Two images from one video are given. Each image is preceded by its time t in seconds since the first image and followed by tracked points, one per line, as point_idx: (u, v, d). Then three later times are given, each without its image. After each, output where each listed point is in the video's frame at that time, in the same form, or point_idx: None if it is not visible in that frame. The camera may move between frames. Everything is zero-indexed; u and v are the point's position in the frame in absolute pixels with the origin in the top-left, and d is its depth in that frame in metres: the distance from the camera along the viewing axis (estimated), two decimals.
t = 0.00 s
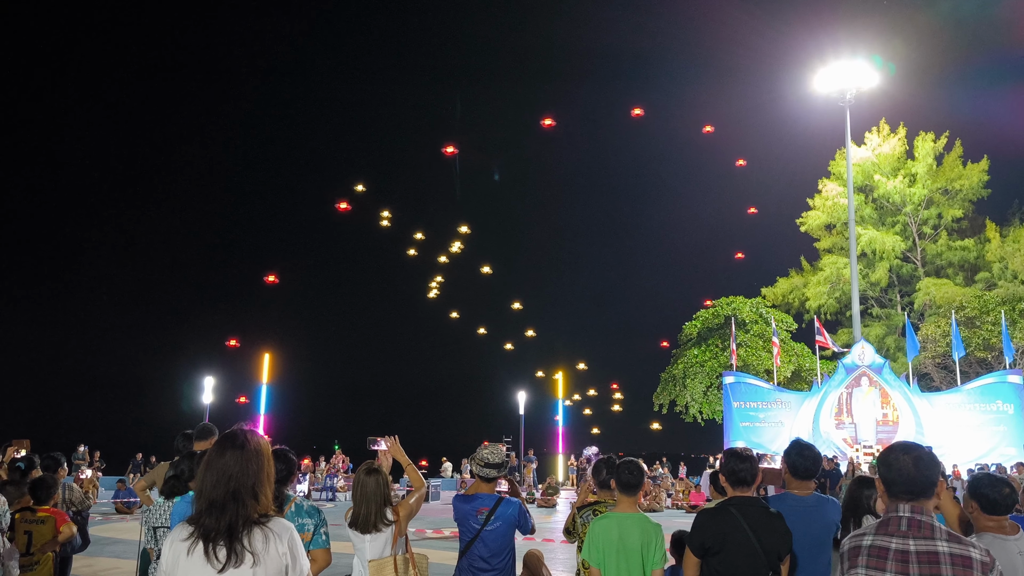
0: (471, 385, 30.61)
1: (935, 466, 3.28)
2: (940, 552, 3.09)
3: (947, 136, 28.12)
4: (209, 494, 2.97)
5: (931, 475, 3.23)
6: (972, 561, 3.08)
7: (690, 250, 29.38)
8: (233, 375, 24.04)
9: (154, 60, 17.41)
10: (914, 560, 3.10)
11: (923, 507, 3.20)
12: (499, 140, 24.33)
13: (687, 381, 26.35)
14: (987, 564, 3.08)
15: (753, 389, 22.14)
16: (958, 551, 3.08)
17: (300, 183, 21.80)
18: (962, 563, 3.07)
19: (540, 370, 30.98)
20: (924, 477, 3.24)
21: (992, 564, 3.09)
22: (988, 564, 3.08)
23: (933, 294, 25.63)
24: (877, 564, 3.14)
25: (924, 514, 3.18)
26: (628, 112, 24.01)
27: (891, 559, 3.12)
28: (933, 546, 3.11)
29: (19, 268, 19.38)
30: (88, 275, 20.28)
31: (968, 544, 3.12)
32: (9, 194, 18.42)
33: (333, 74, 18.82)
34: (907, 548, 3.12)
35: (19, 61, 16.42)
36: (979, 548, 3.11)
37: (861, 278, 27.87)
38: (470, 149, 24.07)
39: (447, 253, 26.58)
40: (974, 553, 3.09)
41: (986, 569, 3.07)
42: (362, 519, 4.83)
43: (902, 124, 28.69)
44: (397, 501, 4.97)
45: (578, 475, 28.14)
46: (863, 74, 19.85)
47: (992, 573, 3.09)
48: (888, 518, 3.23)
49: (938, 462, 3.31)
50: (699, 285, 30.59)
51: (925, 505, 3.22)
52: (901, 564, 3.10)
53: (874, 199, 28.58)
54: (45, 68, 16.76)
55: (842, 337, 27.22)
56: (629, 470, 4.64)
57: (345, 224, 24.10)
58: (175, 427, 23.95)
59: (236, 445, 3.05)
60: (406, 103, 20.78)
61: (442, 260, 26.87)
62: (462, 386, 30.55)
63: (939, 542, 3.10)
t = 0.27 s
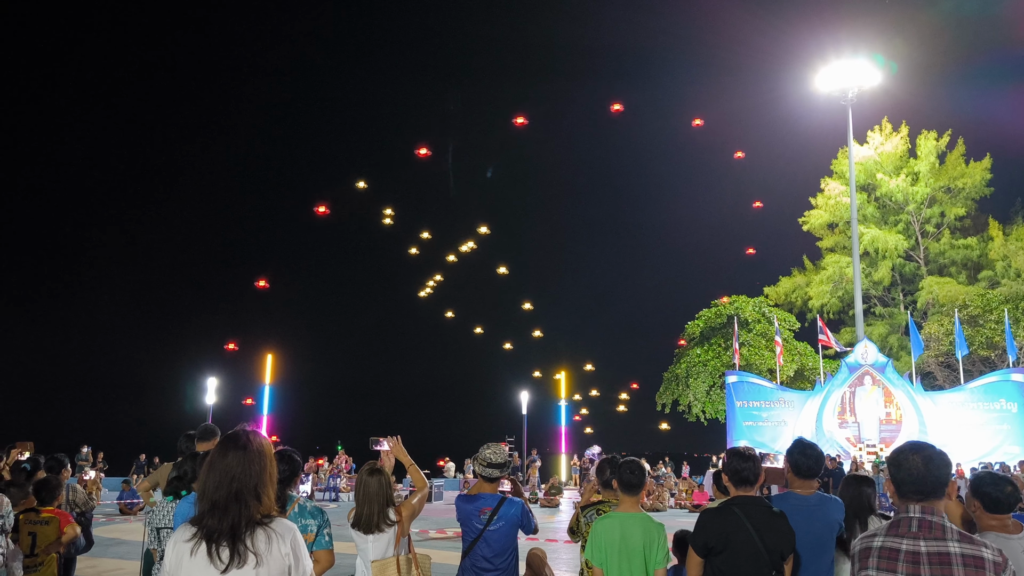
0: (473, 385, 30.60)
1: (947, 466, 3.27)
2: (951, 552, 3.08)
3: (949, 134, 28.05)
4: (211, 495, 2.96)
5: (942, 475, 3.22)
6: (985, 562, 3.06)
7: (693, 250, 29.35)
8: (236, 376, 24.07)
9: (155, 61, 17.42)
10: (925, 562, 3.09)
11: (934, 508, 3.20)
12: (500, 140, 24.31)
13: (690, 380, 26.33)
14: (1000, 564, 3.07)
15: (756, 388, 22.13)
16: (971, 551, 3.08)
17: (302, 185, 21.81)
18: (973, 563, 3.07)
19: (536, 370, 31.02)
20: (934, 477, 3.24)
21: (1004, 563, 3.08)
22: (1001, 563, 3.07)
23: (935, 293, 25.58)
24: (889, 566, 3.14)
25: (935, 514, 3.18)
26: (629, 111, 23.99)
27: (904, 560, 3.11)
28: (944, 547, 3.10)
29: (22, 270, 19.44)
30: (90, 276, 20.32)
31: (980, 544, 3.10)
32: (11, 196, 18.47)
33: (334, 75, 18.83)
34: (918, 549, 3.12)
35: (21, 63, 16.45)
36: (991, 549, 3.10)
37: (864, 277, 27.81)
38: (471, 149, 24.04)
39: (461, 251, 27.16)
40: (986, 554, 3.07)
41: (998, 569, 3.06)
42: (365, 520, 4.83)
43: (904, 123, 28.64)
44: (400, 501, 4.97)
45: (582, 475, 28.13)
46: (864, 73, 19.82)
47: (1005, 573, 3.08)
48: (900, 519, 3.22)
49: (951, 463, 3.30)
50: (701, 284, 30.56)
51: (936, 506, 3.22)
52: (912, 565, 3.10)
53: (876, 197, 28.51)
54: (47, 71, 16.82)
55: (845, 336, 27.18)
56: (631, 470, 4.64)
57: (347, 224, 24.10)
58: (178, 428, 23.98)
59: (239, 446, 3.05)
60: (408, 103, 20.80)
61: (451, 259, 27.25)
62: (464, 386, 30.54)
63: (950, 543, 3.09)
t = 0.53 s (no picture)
0: (477, 386, 30.59)
1: (934, 464, 3.30)
2: (932, 549, 3.10)
3: (953, 133, 27.97)
4: (216, 496, 2.96)
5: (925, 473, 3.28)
6: (964, 560, 3.02)
7: (696, 249, 29.31)
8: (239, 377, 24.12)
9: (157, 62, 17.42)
10: (906, 557, 3.15)
11: (919, 505, 3.23)
12: (502, 140, 24.28)
13: (694, 380, 26.30)
14: (982, 564, 2.99)
15: (759, 388, 22.11)
16: (952, 548, 3.06)
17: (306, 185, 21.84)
18: (953, 561, 3.04)
19: (535, 372, 30.89)
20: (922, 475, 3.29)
21: (991, 564, 2.99)
22: (986, 563, 3.00)
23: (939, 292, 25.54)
24: (874, 563, 3.25)
25: (921, 511, 3.20)
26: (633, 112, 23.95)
27: (885, 556, 3.21)
28: (926, 544, 3.12)
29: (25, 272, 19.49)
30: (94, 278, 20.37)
31: (964, 542, 3.05)
32: (14, 198, 18.51)
33: (337, 76, 18.85)
34: (899, 544, 3.19)
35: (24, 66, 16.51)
36: (975, 546, 3.03)
37: (867, 276, 27.75)
38: (473, 149, 24.04)
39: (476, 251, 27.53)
40: (967, 552, 3.03)
41: (981, 568, 2.99)
42: (369, 520, 4.84)
43: (908, 122, 28.60)
44: (404, 502, 4.98)
45: (585, 475, 28.12)
46: (867, 72, 19.79)
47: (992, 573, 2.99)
48: (892, 517, 3.30)
49: (945, 463, 3.30)
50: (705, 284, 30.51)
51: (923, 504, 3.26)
52: (896, 562, 3.17)
53: (880, 196, 28.45)
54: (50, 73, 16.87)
55: (849, 336, 27.11)
56: (632, 469, 4.64)
57: (350, 225, 24.12)
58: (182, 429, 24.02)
59: (243, 447, 3.06)
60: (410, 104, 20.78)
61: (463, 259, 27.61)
62: (468, 386, 30.50)
63: (931, 540, 3.11)
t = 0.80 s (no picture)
0: (482, 384, 30.60)
1: (930, 460, 3.31)
2: (909, 543, 3.15)
3: (958, 130, 27.85)
4: (222, 494, 2.98)
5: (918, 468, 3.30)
6: (935, 556, 3.04)
7: (701, 248, 29.25)
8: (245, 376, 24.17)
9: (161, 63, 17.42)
10: (890, 551, 3.21)
11: (912, 501, 3.28)
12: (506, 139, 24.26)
13: (699, 378, 26.26)
14: (950, 561, 2.99)
15: (765, 386, 22.05)
16: (925, 542, 3.09)
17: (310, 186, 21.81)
18: (923, 556, 3.08)
19: (536, 370, 31.11)
20: (917, 471, 3.34)
21: (961, 560, 2.96)
22: (955, 559, 2.98)
23: (945, 290, 25.45)
24: (868, 555, 3.32)
25: (913, 507, 3.25)
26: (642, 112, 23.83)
27: (875, 548, 3.28)
28: (907, 538, 3.17)
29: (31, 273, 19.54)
30: (99, 278, 20.43)
31: (940, 539, 3.06)
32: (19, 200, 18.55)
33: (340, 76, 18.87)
34: (888, 538, 3.25)
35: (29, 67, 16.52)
36: (949, 543, 3.03)
37: (873, 274, 27.65)
38: (477, 149, 24.04)
39: (492, 250, 28.07)
40: (940, 548, 3.04)
41: (948, 564, 2.99)
42: (374, 518, 4.84)
43: (913, 119, 28.49)
44: (410, 500, 4.98)
45: (591, 473, 28.13)
46: (872, 69, 19.71)
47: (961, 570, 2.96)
48: (892, 513, 3.35)
49: (941, 460, 3.29)
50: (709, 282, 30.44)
51: (914, 500, 3.29)
52: (881, 554, 3.24)
53: (885, 194, 28.35)
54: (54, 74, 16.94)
55: (855, 334, 27.02)
56: (638, 467, 4.63)
57: (354, 225, 24.14)
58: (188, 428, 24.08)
59: (249, 446, 3.06)
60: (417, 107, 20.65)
61: (477, 258, 28.21)
62: (472, 385, 30.53)
63: (911, 535, 3.16)
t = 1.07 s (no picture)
0: (488, 382, 30.59)
1: (934, 456, 3.29)
2: (903, 539, 3.15)
3: (967, 126, 27.69)
4: (231, 492, 2.98)
5: (920, 463, 3.29)
6: (923, 555, 3.04)
7: (707, 245, 29.16)
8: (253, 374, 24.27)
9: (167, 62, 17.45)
10: (888, 546, 3.22)
11: (915, 497, 3.27)
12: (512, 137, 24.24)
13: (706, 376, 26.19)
14: (939, 561, 2.99)
15: (773, 383, 21.98)
16: (917, 541, 3.09)
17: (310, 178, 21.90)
18: (912, 554, 3.08)
19: (536, 368, 31.08)
20: (921, 467, 3.31)
21: (951, 562, 2.96)
22: (944, 560, 2.98)
23: (954, 286, 25.31)
24: (873, 551, 3.32)
25: (915, 504, 3.21)
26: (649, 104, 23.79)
27: (878, 543, 3.29)
28: (902, 534, 3.17)
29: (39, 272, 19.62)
30: (107, 277, 20.51)
31: (930, 537, 3.06)
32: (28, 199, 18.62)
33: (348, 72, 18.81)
34: (889, 534, 3.25)
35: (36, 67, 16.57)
36: (938, 543, 3.02)
37: (881, 271, 27.52)
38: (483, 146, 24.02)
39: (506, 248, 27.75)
40: (928, 547, 3.04)
41: (935, 564, 2.99)
42: (382, 515, 4.85)
43: (921, 115, 28.33)
44: (417, 497, 4.98)
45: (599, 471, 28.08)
46: (881, 65, 19.60)
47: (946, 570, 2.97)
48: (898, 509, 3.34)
49: (945, 456, 3.26)
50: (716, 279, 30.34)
51: (917, 496, 3.28)
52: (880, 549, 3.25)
53: (894, 190, 28.21)
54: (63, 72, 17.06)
55: (863, 331, 26.90)
56: (644, 464, 4.61)
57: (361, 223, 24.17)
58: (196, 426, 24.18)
59: (257, 443, 3.07)
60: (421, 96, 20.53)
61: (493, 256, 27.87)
62: (479, 383, 30.53)
63: (905, 531, 3.15)
